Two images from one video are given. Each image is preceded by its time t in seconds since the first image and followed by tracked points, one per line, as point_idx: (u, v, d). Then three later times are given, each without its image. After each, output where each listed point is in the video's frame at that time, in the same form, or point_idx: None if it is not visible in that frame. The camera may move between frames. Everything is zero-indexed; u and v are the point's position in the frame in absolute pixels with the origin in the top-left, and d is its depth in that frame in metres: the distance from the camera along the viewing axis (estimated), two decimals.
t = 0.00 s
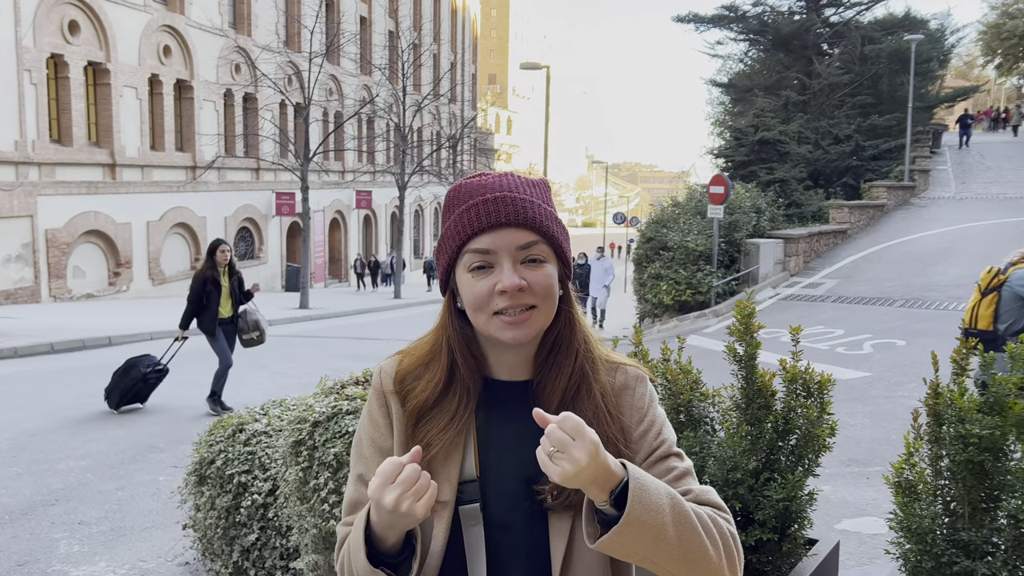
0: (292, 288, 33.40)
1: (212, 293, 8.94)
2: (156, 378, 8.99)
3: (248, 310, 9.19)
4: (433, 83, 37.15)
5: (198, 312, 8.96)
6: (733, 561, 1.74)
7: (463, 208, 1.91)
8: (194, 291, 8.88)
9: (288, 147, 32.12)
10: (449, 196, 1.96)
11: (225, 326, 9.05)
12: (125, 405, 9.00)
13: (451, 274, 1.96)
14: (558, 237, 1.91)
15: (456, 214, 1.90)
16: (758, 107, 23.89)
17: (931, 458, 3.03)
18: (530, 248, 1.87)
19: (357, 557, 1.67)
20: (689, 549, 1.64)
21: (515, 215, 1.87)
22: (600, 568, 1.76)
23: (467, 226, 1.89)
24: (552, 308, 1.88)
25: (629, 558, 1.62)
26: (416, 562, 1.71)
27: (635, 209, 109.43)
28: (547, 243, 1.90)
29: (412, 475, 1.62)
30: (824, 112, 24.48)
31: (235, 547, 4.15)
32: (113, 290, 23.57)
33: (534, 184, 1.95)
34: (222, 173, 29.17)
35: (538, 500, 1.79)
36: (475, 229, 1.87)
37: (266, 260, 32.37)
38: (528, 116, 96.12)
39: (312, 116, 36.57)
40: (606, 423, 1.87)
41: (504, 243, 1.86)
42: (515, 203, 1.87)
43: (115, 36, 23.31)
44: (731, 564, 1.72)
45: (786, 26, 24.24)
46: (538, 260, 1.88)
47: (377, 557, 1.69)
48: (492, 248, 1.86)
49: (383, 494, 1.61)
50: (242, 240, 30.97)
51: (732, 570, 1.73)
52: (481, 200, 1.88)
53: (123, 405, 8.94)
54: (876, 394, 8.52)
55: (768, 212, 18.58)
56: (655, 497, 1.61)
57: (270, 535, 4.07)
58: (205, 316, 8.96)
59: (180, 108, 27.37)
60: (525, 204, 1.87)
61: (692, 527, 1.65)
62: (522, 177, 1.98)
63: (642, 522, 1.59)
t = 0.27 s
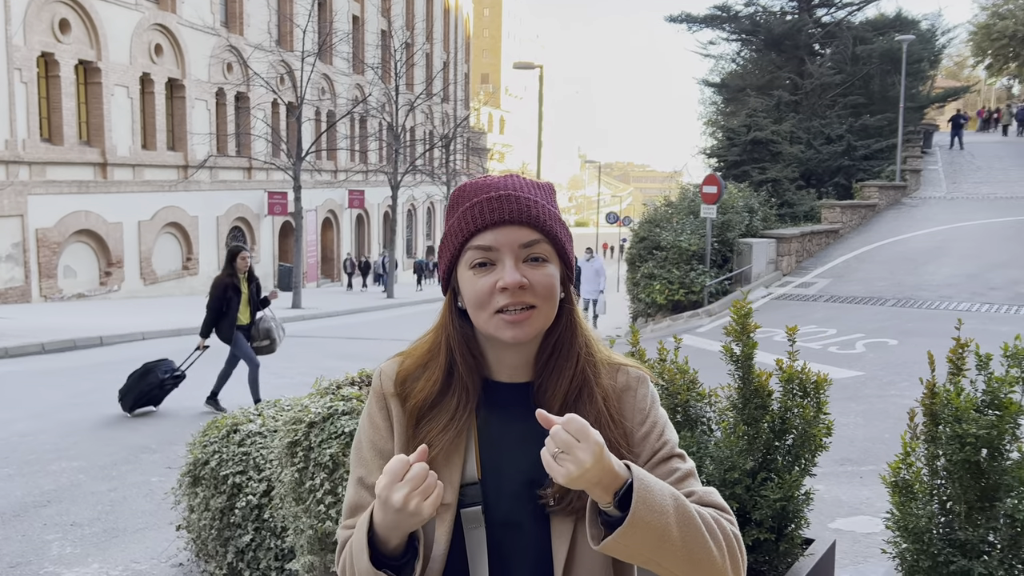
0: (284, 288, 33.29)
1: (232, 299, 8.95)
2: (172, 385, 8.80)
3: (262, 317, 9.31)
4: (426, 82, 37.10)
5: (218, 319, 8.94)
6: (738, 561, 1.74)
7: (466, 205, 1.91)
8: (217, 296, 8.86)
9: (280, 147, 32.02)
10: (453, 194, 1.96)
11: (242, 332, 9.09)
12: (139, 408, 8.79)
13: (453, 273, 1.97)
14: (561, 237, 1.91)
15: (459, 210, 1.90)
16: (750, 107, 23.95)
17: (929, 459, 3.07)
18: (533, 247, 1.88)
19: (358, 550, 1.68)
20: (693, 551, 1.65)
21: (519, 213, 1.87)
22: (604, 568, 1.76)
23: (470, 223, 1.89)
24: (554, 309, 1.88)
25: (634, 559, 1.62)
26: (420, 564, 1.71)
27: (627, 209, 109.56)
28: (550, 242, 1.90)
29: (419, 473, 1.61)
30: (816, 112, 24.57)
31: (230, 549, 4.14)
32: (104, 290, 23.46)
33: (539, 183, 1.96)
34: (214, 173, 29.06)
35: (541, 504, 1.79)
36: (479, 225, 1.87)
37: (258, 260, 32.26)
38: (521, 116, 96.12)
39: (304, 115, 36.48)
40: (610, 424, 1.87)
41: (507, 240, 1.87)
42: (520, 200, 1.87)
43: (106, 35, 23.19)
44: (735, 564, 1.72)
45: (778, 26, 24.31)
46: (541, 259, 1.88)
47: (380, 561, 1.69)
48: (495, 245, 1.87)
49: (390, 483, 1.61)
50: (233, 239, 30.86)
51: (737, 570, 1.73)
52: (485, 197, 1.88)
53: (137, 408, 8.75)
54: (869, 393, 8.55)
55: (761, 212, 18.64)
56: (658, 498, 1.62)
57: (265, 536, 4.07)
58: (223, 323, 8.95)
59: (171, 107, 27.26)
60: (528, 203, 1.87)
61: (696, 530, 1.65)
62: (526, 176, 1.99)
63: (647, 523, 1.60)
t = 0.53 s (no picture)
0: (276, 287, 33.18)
1: (254, 295, 8.89)
2: (190, 385, 8.60)
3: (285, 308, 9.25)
4: (418, 82, 37.04)
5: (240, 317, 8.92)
6: (738, 562, 1.74)
7: (472, 202, 1.90)
8: (237, 295, 8.80)
9: (272, 146, 31.91)
10: (459, 191, 1.95)
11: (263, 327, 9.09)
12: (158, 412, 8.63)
13: (456, 269, 1.96)
14: (566, 238, 1.91)
15: (466, 207, 1.89)
16: (742, 107, 24.01)
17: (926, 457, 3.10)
18: (538, 247, 1.87)
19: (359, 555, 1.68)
20: (695, 557, 1.65)
21: (525, 212, 1.87)
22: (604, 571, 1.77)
23: (476, 221, 1.89)
24: (555, 309, 1.88)
25: (636, 566, 1.62)
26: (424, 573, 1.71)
27: (620, 208, 109.68)
28: (554, 242, 1.90)
29: (436, 487, 1.60)
30: (808, 112, 24.64)
31: (223, 549, 4.13)
32: (95, 290, 23.34)
33: (546, 184, 1.96)
34: (206, 172, 28.94)
35: (542, 506, 1.79)
36: (484, 223, 1.87)
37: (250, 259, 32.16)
38: (513, 115, 96.11)
39: (295, 114, 36.37)
40: (610, 427, 1.87)
41: (512, 239, 1.86)
42: (527, 200, 1.87)
43: (96, 34, 23.07)
44: (736, 567, 1.73)
45: (770, 26, 24.36)
46: (545, 261, 1.88)
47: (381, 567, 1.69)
48: (500, 243, 1.87)
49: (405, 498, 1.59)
50: (225, 238, 30.76)
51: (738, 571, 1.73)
52: (492, 194, 1.88)
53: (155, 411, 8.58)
54: (861, 392, 8.58)
55: (753, 211, 18.68)
56: (658, 503, 1.62)
57: (259, 537, 4.06)
58: (245, 320, 8.95)
59: (162, 106, 27.15)
60: (534, 203, 1.87)
61: (697, 534, 1.66)
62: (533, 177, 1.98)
63: (648, 529, 1.60)
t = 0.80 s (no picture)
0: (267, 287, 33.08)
1: (276, 300, 8.91)
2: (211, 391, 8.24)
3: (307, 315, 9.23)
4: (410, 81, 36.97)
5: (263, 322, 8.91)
6: (739, 562, 1.75)
7: (486, 203, 1.89)
8: (261, 298, 8.81)
9: (263, 145, 31.81)
10: (475, 188, 1.94)
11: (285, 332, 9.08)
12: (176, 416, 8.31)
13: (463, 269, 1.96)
14: (576, 247, 1.90)
15: (481, 208, 1.88)
16: (734, 107, 24.09)
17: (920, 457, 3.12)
18: (550, 258, 1.87)
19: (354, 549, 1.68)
20: (699, 554, 1.66)
21: (541, 219, 1.86)
22: (603, 570, 1.77)
23: (487, 223, 1.88)
24: (560, 315, 1.88)
25: (642, 563, 1.62)
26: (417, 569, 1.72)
27: (612, 209, 109.81)
28: (566, 251, 1.89)
29: (422, 471, 1.62)
30: (799, 112, 24.75)
31: (216, 551, 4.10)
32: (85, 290, 23.21)
33: (565, 191, 1.95)
34: (197, 171, 28.82)
35: (538, 508, 1.78)
36: (497, 227, 1.86)
37: (240, 259, 32.05)
38: (505, 115, 96.08)
39: (287, 113, 36.26)
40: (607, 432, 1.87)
41: (525, 246, 1.85)
42: (545, 208, 1.86)
43: (86, 33, 22.96)
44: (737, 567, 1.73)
45: (761, 26, 24.43)
46: (555, 270, 1.88)
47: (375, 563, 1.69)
48: (512, 248, 1.85)
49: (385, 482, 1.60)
50: (215, 238, 30.63)
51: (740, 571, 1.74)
52: (507, 199, 1.87)
53: (174, 415, 8.30)
54: (853, 391, 8.62)
55: (744, 211, 18.73)
56: (665, 502, 1.63)
57: (252, 538, 4.04)
58: (267, 325, 8.92)
59: (152, 105, 27.04)
60: (554, 212, 1.86)
61: (702, 534, 1.67)
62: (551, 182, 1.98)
63: (656, 524, 1.61)
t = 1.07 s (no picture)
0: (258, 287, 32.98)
1: (305, 295, 8.92)
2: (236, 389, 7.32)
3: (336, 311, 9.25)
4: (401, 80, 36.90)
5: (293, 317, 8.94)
6: (739, 564, 1.75)
7: (493, 206, 1.89)
8: (290, 292, 8.83)
9: (254, 145, 31.71)
10: (481, 192, 1.94)
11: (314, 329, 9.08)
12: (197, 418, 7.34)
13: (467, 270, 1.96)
14: (581, 251, 1.90)
15: (489, 210, 1.87)
16: (725, 107, 24.16)
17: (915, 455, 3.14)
18: (555, 262, 1.87)
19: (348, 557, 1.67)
20: (697, 558, 1.66)
21: (548, 224, 1.86)
22: (602, 571, 1.77)
23: (492, 226, 1.88)
24: (562, 320, 1.89)
25: (641, 566, 1.63)
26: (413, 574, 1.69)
27: (603, 208, 109.94)
28: (571, 256, 1.89)
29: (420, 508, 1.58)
30: (790, 111, 24.84)
31: (209, 552, 4.09)
32: (75, 290, 23.09)
33: (574, 196, 1.94)
34: (187, 171, 28.71)
35: (538, 510, 1.78)
36: (503, 230, 1.86)
37: (231, 259, 31.93)
38: (497, 115, 96.04)
39: (278, 113, 36.16)
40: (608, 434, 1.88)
41: (532, 250, 1.85)
42: (553, 213, 1.85)
43: (75, 31, 22.82)
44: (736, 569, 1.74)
45: (752, 26, 24.50)
46: (560, 277, 1.88)
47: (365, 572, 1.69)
48: (518, 252, 1.85)
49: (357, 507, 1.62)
50: (206, 238, 30.52)
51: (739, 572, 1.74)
52: (515, 202, 1.86)
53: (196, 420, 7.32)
54: (844, 389, 8.65)
55: (736, 211, 18.80)
56: (664, 507, 1.62)
57: (246, 539, 4.03)
58: (296, 321, 8.93)
59: (143, 104, 26.92)
60: (564, 217, 1.86)
61: (703, 538, 1.67)
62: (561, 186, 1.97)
63: (653, 530, 1.60)
